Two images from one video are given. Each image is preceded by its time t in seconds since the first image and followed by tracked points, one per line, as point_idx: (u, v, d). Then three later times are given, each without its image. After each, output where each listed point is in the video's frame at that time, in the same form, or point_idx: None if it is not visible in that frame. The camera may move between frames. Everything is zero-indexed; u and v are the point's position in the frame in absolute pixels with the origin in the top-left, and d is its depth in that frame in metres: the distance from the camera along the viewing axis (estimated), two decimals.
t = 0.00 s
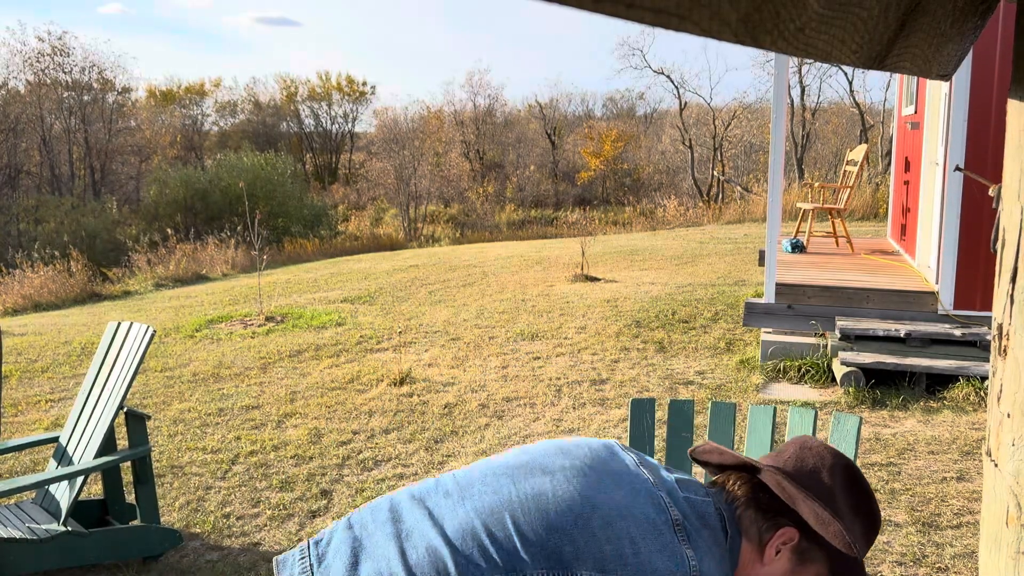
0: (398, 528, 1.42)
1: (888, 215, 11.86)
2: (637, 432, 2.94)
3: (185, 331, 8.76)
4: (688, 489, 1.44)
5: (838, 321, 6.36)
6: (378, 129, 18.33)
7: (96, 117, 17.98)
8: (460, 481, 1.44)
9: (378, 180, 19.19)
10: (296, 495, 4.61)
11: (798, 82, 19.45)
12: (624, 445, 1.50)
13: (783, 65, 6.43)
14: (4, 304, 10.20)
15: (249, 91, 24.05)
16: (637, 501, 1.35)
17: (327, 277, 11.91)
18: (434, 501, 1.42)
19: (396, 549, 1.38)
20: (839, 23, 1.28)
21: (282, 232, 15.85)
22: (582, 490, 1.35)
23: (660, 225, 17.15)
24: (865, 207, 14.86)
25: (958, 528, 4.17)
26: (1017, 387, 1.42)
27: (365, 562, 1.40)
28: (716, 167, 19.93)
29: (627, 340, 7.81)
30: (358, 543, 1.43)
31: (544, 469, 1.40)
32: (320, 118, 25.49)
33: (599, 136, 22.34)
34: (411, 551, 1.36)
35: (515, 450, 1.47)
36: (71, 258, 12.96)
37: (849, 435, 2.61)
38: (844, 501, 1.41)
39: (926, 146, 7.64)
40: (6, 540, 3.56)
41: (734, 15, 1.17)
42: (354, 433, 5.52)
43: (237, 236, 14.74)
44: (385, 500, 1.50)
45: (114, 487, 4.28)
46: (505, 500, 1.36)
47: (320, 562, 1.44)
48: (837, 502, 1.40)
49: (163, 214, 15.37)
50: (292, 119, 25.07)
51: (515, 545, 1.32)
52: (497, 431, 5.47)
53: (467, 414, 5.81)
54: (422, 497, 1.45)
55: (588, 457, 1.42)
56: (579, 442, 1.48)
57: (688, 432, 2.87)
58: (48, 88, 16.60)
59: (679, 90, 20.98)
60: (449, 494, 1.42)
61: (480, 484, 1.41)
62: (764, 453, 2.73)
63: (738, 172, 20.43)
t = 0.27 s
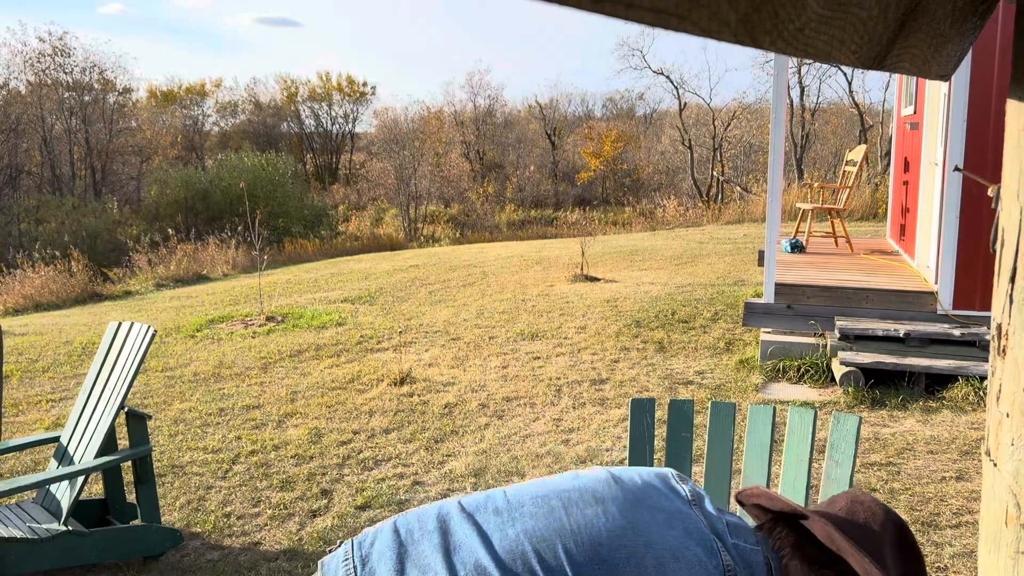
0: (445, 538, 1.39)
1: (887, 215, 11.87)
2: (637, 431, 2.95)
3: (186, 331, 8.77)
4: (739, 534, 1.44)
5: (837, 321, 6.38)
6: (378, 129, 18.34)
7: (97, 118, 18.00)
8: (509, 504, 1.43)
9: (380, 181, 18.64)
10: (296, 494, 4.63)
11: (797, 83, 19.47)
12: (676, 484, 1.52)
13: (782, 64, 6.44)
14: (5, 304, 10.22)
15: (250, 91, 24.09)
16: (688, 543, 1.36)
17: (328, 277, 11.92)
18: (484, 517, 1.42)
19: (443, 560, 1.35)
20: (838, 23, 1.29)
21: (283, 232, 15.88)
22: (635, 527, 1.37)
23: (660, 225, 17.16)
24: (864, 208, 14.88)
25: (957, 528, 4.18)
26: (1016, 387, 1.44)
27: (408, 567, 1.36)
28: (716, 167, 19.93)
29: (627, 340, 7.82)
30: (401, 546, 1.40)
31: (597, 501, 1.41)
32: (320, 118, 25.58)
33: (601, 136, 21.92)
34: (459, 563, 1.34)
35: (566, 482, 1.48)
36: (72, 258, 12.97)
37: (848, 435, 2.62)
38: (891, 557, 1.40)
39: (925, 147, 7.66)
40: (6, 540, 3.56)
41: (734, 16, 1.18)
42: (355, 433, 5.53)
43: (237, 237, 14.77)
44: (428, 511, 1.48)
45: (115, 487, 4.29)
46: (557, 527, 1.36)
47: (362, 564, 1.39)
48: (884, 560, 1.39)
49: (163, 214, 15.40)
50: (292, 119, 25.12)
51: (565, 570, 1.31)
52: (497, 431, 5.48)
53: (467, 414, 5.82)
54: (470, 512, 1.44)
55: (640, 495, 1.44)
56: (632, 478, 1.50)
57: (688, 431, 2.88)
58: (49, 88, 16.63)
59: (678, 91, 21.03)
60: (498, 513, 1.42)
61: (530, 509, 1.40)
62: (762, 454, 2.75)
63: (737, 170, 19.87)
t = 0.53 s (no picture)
0: (490, 553, 1.36)
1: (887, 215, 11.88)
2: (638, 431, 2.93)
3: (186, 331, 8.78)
4: None
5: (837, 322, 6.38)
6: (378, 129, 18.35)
7: (97, 118, 18.01)
8: (557, 524, 1.39)
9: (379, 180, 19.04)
10: (296, 494, 4.63)
11: (797, 83, 19.48)
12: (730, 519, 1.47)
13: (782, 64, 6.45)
14: (5, 304, 10.22)
15: (250, 91, 24.11)
16: None
17: (328, 277, 11.92)
18: (530, 535, 1.37)
19: None
20: (838, 23, 1.29)
21: (283, 232, 15.91)
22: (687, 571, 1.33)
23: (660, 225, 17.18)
24: (864, 208, 14.90)
25: (957, 527, 4.19)
26: (1015, 386, 1.44)
27: None
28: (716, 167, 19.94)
29: (626, 340, 7.82)
30: (444, 554, 1.36)
31: (650, 539, 1.36)
32: (320, 118, 25.65)
33: (599, 137, 22.30)
34: None
35: (618, 504, 1.43)
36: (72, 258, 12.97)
37: (849, 435, 2.61)
38: None
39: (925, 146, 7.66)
40: (4, 540, 3.56)
41: (734, 16, 1.18)
42: (355, 433, 5.53)
43: (237, 237, 14.78)
44: (473, 518, 1.44)
45: (115, 487, 4.29)
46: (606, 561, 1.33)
47: (404, 566, 1.36)
48: None
49: (163, 214, 15.41)
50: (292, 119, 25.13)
51: None
52: (497, 431, 5.48)
53: (467, 414, 5.82)
54: (516, 526, 1.40)
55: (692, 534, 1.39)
56: (684, 509, 1.45)
57: (688, 432, 2.88)
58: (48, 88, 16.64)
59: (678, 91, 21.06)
60: (544, 533, 1.38)
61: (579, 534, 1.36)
62: (763, 454, 2.75)
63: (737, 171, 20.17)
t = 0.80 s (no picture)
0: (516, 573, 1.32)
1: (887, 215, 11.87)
2: (641, 432, 2.92)
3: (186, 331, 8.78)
4: None
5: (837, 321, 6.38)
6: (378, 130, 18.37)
7: (97, 118, 18.04)
8: (585, 547, 1.36)
9: (381, 181, 18.83)
10: (296, 494, 4.63)
11: (797, 83, 19.49)
12: (754, 556, 1.46)
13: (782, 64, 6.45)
14: (5, 304, 10.22)
15: (250, 91, 24.13)
16: None
17: (328, 277, 11.92)
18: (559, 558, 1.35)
19: None
20: (838, 23, 1.30)
21: (283, 233, 15.92)
22: None
23: (659, 225, 17.19)
24: (864, 208, 14.90)
25: (957, 527, 4.19)
26: (1014, 386, 1.44)
27: None
28: (716, 167, 19.94)
29: (626, 340, 7.82)
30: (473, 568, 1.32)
31: (678, 573, 1.35)
32: (320, 118, 25.68)
33: (599, 137, 22.31)
34: None
35: (646, 532, 1.41)
36: (72, 258, 12.97)
37: (853, 437, 2.61)
38: None
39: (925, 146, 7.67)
40: (5, 539, 3.56)
41: (733, 16, 1.18)
42: (355, 433, 5.53)
43: (237, 237, 14.80)
44: (498, 530, 1.40)
45: (115, 486, 4.29)
46: None
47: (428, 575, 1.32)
48: None
49: (164, 214, 15.43)
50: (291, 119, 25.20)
51: None
52: (497, 431, 5.48)
53: (467, 414, 5.82)
54: (544, 544, 1.36)
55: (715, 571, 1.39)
56: (713, 545, 1.43)
57: (691, 432, 2.87)
58: (48, 88, 16.65)
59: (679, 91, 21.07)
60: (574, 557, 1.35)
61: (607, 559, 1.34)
62: (767, 455, 2.75)
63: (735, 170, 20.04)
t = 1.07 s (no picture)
0: (520, 566, 1.32)
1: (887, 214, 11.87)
2: (645, 431, 2.92)
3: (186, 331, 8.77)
4: None
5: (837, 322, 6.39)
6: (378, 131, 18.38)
7: (98, 118, 18.04)
8: (588, 540, 1.36)
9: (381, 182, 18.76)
10: (296, 494, 4.63)
11: (797, 83, 19.51)
12: (755, 549, 1.47)
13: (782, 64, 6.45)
14: (5, 304, 10.22)
15: (250, 92, 24.12)
16: None
17: (327, 277, 11.92)
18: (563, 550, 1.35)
19: None
20: (838, 23, 1.29)
21: (283, 233, 15.92)
22: None
23: (659, 225, 17.20)
24: (864, 208, 14.91)
25: (957, 527, 4.19)
26: (1014, 386, 1.44)
27: None
28: (716, 167, 19.95)
29: (626, 341, 7.82)
30: (476, 561, 1.33)
31: (678, 565, 1.35)
32: (320, 118, 25.69)
33: (600, 137, 22.06)
34: None
35: (646, 527, 1.41)
36: (72, 258, 12.97)
37: (857, 439, 2.61)
38: None
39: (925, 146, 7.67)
40: (5, 540, 3.56)
41: (733, 16, 1.18)
42: (355, 433, 5.53)
43: (237, 237, 14.80)
44: (501, 526, 1.40)
45: (115, 487, 4.29)
46: None
47: (433, 570, 1.32)
48: None
49: (164, 214, 15.45)
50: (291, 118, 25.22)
51: None
52: (497, 431, 5.49)
53: (467, 414, 5.82)
54: (547, 537, 1.37)
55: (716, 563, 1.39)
56: (712, 538, 1.44)
57: (695, 432, 2.87)
58: (49, 88, 16.65)
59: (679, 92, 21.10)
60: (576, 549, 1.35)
61: (609, 551, 1.34)
62: (771, 456, 2.74)
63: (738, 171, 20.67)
